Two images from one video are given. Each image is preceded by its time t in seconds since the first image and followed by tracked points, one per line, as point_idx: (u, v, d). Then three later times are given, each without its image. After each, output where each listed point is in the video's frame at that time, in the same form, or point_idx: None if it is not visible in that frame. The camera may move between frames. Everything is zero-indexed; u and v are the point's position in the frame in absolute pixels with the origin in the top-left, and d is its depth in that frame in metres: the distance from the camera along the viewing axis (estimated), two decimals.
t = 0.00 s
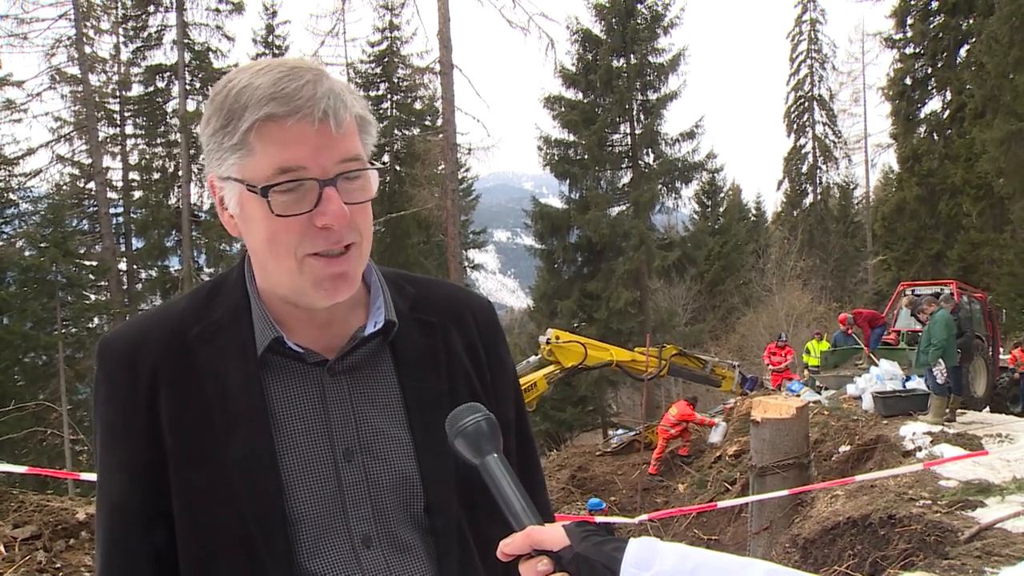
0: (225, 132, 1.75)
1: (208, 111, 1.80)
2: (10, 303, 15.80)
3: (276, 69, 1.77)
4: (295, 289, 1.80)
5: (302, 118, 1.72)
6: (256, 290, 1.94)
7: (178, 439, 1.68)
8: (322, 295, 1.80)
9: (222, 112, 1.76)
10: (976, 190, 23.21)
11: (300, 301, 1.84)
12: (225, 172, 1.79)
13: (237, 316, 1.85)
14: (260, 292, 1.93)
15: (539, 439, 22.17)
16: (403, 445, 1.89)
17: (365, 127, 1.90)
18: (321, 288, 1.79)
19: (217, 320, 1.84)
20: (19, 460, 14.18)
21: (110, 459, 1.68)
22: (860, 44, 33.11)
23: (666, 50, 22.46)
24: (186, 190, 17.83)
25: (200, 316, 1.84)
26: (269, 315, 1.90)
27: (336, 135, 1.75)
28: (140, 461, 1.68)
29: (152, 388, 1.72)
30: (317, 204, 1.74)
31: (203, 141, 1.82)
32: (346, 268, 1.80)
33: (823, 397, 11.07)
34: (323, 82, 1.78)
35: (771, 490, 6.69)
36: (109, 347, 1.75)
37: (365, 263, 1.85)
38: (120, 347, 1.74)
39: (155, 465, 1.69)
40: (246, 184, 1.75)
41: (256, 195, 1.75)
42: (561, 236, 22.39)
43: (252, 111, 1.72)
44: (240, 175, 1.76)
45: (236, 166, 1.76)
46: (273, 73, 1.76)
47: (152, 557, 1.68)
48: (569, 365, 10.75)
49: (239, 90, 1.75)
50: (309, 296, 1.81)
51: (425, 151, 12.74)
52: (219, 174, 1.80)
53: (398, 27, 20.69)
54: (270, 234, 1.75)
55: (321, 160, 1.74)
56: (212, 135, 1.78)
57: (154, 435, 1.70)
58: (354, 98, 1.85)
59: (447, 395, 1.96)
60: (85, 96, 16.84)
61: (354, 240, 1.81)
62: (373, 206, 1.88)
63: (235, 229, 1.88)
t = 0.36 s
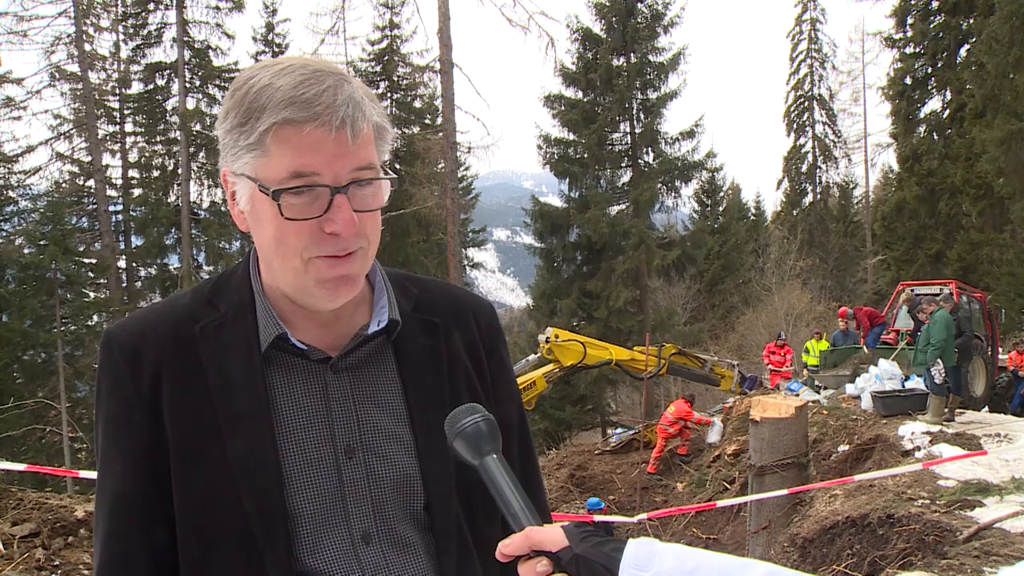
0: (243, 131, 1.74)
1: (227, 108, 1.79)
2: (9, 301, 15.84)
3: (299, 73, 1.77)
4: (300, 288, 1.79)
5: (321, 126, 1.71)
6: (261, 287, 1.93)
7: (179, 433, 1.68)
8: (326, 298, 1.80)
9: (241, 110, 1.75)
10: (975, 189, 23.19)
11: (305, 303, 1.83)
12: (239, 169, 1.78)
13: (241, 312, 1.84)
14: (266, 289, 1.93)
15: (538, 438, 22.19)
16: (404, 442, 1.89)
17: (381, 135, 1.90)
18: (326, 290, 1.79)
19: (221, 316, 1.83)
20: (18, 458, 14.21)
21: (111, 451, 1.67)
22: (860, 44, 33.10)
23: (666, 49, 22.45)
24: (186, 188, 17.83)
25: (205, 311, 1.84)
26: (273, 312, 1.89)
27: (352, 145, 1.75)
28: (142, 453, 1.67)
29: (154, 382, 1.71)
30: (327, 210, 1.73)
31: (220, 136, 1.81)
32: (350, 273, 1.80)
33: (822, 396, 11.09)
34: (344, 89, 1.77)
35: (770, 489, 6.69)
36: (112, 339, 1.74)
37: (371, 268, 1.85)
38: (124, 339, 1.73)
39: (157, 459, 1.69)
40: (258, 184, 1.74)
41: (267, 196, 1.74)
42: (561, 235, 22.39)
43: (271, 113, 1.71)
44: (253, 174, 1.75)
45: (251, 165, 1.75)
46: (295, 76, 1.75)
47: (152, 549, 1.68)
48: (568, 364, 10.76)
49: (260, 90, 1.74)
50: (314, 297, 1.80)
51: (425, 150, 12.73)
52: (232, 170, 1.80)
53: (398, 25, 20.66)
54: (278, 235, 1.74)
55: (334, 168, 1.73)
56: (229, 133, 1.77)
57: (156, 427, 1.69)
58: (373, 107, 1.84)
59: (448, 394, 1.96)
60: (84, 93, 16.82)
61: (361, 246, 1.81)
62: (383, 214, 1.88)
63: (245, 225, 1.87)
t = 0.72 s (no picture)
0: (234, 127, 1.75)
1: (219, 105, 1.79)
2: (12, 300, 15.90)
3: (288, 67, 1.77)
4: (295, 286, 1.80)
5: (312, 118, 1.71)
6: (260, 283, 1.94)
7: (179, 431, 1.68)
8: (322, 293, 1.80)
9: (232, 106, 1.75)
10: (977, 187, 23.15)
11: (302, 299, 1.84)
12: (233, 166, 1.78)
13: (240, 310, 1.84)
14: (264, 286, 1.93)
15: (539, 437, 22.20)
16: (404, 440, 1.90)
17: (374, 128, 1.90)
18: (321, 286, 1.79)
19: (220, 314, 1.83)
20: (20, 457, 14.26)
21: (111, 449, 1.68)
22: (862, 41, 33.03)
23: (667, 47, 22.42)
24: (188, 187, 17.86)
25: (205, 308, 1.84)
26: (272, 309, 1.90)
27: (343, 136, 1.75)
28: (141, 450, 1.67)
29: (153, 380, 1.71)
30: (321, 203, 1.74)
31: (213, 134, 1.81)
32: (345, 267, 1.80)
33: (824, 395, 11.08)
34: (335, 81, 1.77)
35: (772, 488, 6.67)
36: (111, 336, 1.74)
37: (366, 262, 1.86)
38: (123, 336, 1.74)
39: (156, 455, 1.69)
40: (252, 179, 1.75)
41: (260, 190, 1.74)
42: (562, 234, 22.39)
43: (261, 108, 1.71)
44: (246, 170, 1.76)
45: (244, 161, 1.75)
46: (285, 70, 1.75)
47: (153, 548, 1.69)
48: (569, 363, 10.76)
49: (250, 86, 1.74)
50: (309, 293, 1.81)
51: (427, 148, 12.74)
52: (226, 167, 1.80)
53: (400, 24, 20.66)
54: (272, 232, 1.75)
55: (327, 160, 1.73)
56: (222, 129, 1.78)
57: (156, 425, 1.69)
58: (364, 99, 1.84)
59: (448, 390, 1.97)
60: (85, 92, 16.82)
61: (357, 238, 1.81)
62: (379, 206, 1.88)
63: (240, 222, 1.88)
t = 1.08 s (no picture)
0: (234, 122, 1.74)
1: (218, 101, 1.78)
2: (14, 301, 15.94)
3: (289, 64, 1.77)
4: (292, 282, 1.79)
5: (314, 114, 1.71)
6: (254, 283, 1.93)
7: (175, 435, 1.66)
8: (319, 291, 1.80)
9: (232, 102, 1.74)
10: (979, 188, 23.08)
11: (298, 297, 1.83)
12: (230, 162, 1.77)
13: (234, 312, 1.83)
14: (258, 286, 1.93)
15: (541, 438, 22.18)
16: (403, 442, 1.90)
17: (373, 128, 1.90)
18: (317, 283, 1.79)
19: (215, 316, 1.82)
20: (22, 459, 14.28)
21: (105, 455, 1.66)
22: (863, 42, 33.02)
23: (668, 48, 22.42)
24: (190, 189, 17.88)
25: (199, 311, 1.83)
26: (267, 310, 1.90)
27: (345, 134, 1.76)
28: (136, 456, 1.65)
29: (147, 384, 1.69)
30: (320, 200, 1.74)
31: (210, 131, 1.80)
32: (343, 266, 1.80)
33: (825, 395, 11.07)
34: (336, 79, 1.78)
35: (775, 489, 6.66)
36: (104, 342, 1.72)
37: (364, 261, 1.86)
38: (116, 341, 1.72)
39: (151, 461, 1.67)
40: (251, 175, 1.74)
41: (260, 186, 1.74)
42: (564, 235, 22.40)
43: (263, 104, 1.71)
44: (244, 166, 1.75)
45: (243, 156, 1.75)
46: (286, 68, 1.76)
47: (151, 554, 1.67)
48: (571, 364, 10.75)
49: (251, 81, 1.74)
50: (306, 291, 1.80)
51: (428, 150, 12.74)
52: (223, 163, 1.80)
53: (401, 25, 20.68)
54: (270, 229, 1.74)
55: (327, 158, 1.74)
56: (220, 124, 1.77)
57: (151, 430, 1.68)
58: (364, 97, 1.85)
59: (446, 391, 1.97)
60: (87, 94, 16.86)
61: (355, 236, 1.81)
62: (376, 205, 1.89)
63: (236, 219, 1.86)
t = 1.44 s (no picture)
0: (227, 120, 1.73)
1: (209, 100, 1.78)
2: (14, 298, 15.93)
3: (282, 60, 1.76)
4: (287, 284, 1.79)
5: (309, 112, 1.71)
6: (247, 283, 1.93)
7: (167, 438, 1.65)
8: (314, 291, 1.81)
9: (224, 100, 1.74)
10: (981, 185, 23.02)
11: (294, 298, 1.83)
12: (224, 161, 1.77)
13: (226, 313, 1.82)
14: (252, 287, 1.92)
15: (542, 435, 22.19)
16: (399, 441, 1.90)
17: (368, 125, 1.90)
18: (313, 284, 1.79)
19: (207, 316, 1.81)
20: (23, 456, 14.29)
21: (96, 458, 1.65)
22: (865, 39, 32.96)
23: (669, 45, 22.38)
24: (190, 185, 17.87)
25: (190, 311, 1.82)
26: (260, 311, 1.89)
27: (341, 131, 1.75)
28: (126, 460, 1.64)
29: (139, 385, 1.68)
30: (316, 198, 1.73)
31: (202, 130, 1.79)
32: (339, 265, 1.80)
33: (826, 392, 11.08)
34: (330, 75, 1.77)
35: (775, 486, 6.66)
36: (94, 343, 1.71)
37: (359, 260, 1.86)
38: (106, 342, 1.71)
39: (143, 465, 1.66)
40: (245, 174, 1.74)
41: (254, 185, 1.73)
42: (565, 232, 22.39)
43: (256, 100, 1.70)
44: (238, 165, 1.75)
45: (236, 156, 1.74)
46: (279, 64, 1.75)
47: (143, 558, 1.66)
48: (572, 361, 10.76)
49: (243, 80, 1.73)
50: (301, 292, 1.81)
51: (429, 146, 12.72)
52: (216, 162, 1.79)
53: (402, 22, 20.65)
54: (265, 229, 1.74)
55: (323, 156, 1.74)
56: (213, 123, 1.76)
57: (141, 433, 1.67)
58: (359, 93, 1.85)
59: (441, 391, 1.98)
60: (88, 91, 16.85)
61: (351, 236, 1.81)
62: (372, 203, 1.88)
63: (229, 219, 1.86)
